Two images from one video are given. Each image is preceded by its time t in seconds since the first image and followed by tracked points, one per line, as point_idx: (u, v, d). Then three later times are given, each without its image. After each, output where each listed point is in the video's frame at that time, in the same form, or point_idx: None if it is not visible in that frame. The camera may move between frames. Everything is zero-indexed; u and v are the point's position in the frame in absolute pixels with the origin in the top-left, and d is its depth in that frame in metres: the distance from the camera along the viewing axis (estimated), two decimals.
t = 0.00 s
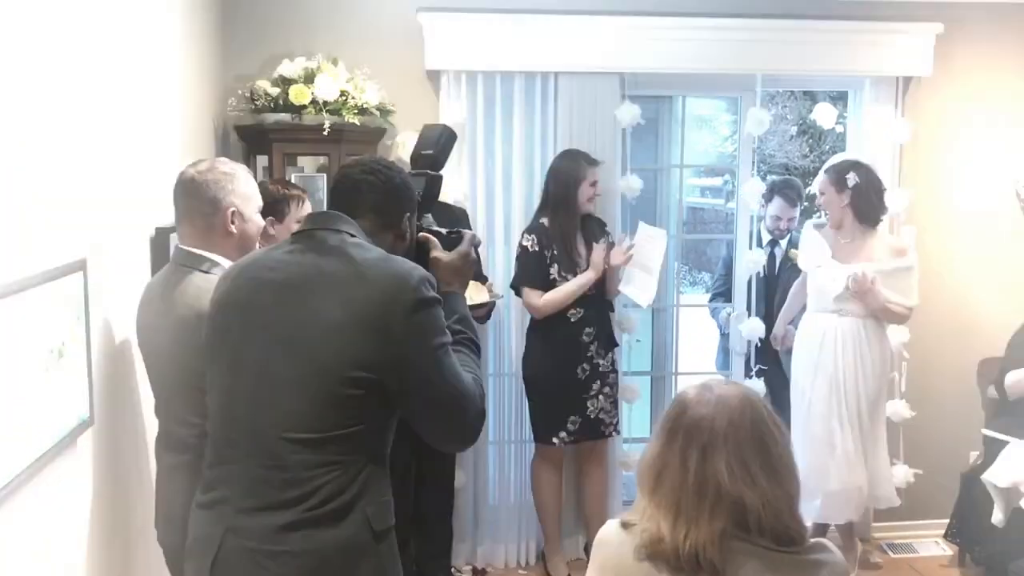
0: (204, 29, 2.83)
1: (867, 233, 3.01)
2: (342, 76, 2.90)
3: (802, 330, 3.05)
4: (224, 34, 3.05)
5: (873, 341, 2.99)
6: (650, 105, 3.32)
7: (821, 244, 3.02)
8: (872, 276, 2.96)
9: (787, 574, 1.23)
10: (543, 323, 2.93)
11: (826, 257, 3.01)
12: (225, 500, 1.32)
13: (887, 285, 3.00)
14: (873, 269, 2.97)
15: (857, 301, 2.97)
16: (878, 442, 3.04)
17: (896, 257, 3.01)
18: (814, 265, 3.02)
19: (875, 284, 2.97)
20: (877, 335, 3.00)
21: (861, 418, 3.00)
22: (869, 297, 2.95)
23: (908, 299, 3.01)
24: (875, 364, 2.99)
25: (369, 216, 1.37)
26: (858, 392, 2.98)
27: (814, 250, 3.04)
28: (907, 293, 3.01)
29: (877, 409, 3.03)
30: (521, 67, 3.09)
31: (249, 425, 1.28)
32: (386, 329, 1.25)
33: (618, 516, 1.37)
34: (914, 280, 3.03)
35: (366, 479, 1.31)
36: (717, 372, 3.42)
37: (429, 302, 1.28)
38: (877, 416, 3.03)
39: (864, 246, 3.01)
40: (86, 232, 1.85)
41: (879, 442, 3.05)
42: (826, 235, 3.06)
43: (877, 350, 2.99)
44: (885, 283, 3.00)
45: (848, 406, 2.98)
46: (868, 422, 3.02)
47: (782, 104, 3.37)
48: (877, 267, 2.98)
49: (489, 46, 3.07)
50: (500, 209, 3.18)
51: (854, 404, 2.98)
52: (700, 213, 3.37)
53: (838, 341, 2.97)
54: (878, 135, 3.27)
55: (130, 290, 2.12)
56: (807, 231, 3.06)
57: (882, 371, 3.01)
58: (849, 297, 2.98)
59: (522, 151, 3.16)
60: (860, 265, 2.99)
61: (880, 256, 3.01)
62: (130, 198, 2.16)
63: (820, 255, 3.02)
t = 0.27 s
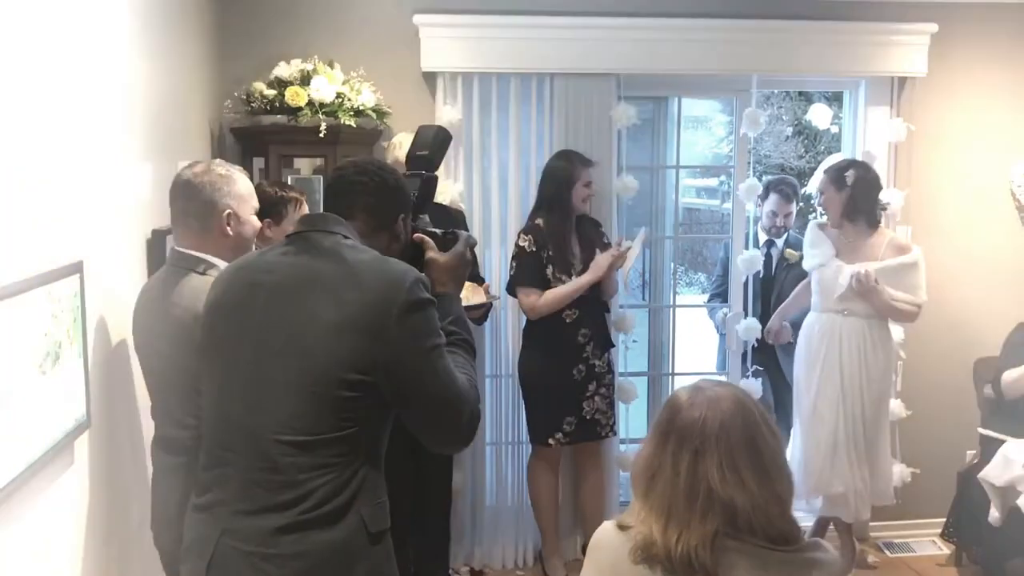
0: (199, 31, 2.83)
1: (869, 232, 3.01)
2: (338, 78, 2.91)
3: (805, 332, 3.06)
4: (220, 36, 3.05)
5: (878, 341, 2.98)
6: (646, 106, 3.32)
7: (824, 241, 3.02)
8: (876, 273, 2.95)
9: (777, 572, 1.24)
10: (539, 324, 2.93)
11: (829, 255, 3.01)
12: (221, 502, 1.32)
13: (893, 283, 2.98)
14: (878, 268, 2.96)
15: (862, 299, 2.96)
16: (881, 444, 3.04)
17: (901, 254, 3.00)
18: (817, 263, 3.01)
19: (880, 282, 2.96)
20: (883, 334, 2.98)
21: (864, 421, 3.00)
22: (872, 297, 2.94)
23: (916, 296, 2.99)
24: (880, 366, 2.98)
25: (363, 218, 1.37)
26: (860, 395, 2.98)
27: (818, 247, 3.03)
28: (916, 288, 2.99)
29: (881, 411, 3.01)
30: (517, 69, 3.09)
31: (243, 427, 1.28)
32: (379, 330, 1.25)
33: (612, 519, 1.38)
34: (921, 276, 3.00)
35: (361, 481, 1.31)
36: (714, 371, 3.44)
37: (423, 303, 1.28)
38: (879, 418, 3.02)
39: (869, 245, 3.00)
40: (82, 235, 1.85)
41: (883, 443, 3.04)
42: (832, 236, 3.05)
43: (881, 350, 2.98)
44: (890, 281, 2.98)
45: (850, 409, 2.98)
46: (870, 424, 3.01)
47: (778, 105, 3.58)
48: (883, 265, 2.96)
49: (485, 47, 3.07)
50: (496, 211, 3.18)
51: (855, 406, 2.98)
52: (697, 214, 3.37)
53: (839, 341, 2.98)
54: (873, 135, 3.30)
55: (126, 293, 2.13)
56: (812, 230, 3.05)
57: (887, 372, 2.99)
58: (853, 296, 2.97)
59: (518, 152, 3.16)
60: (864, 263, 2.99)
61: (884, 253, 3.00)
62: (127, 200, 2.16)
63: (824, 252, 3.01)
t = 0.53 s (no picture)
0: (196, 33, 2.83)
1: (869, 232, 2.99)
2: (335, 80, 2.91)
3: (807, 330, 3.08)
4: (217, 37, 3.05)
5: (877, 340, 2.99)
6: (643, 107, 3.33)
7: (825, 241, 3.01)
8: (877, 273, 2.95)
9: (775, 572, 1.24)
10: (537, 326, 2.93)
11: (830, 255, 2.99)
12: (216, 505, 1.32)
13: (892, 283, 2.98)
14: (879, 267, 2.95)
15: (864, 299, 2.95)
16: (882, 449, 3.02)
17: (903, 253, 2.98)
18: (818, 262, 3.01)
19: (881, 282, 2.95)
20: (882, 333, 2.99)
21: (863, 423, 3.00)
22: (874, 298, 2.92)
23: (918, 294, 2.98)
24: (879, 367, 2.99)
25: (359, 219, 1.37)
26: (857, 397, 2.99)
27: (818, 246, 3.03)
28: (918, 287, 2.98)
29: (880, 415, 3.01)
30: (513, 70, 3.10)
31: (238, 430, 1.28)
32: (374, 333, 1.25)
33: (611, 520, 1.38)
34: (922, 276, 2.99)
35: (357, 484, 1.31)
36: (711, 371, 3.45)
37: (418, 306, 1.28)
38: (880, 421, 3.01)
39: (869, 245, 3.00)
40: (79, 237, 1.85)
41: (885, 447, 3.03)
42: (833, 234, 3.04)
43: (880, 350, 2.99)
44: (890, 281, 2.98)
45: (848, 411, 2.99)
46: (869, 426, 3.01)
47: (774, 106, 3.56)
48: (883, 265, 2.96)
49: (481, 49, 3.07)
50: (493, 212, 3.19)
51: (853, 409, 2.99)
52: (694, 215, 3.37)
53: (837, 343, 2.99)
54: (871, 135, 3.30)
55: (123, 295, 2.12)
56: (813, 229, 3.03)
57: (885, 373, 3.00)
58: (854, 295, 2.96)
59: (515, 153, 3.17)
60: (864, 263, 2.98)
61: (884, 252, 2.99)
62: (124, 202, 2.16)
63: (824, 252, 3.01)
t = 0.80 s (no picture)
0: (189, 37, 2.83)
1: (869, 232, 2.99)
2: (328, 83, 2.91)
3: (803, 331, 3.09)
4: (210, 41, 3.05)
5: (873, 341, 2.99)
6: (635, 109, 3.33)
7: (824, 242, 3.01)
8: (874, 275, 2.94)
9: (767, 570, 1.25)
10: (530, 328, 2.94)
11: (828, 256, 2.99)
12: (208, 510, 1.32)
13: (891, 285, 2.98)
14: (876, 268, 2.95)
15: (862, 302, 2.94)
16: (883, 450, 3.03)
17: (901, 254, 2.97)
18: (817, 262, 3.01)
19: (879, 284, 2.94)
20: (879, 334, 3.00)
21: (863, 425, 3.00)
22: (873, 300, 2.92)
23: (916, 296, 2.99)
24: (879, 368, 3.01)
25: (349, 223, 1.37)
26: (856, 398, 3.00)
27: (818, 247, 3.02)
28: (917, 289, 2.98)
29: (878, 415, 3.01)
30: (506, 73, 3.10)
31: (230, 434, 1.28)
32: (363, 337, 1.25)
33: (602, 522, 1.38)
34: (921, 278, 2.99)
35: (347, 487, 1.32)
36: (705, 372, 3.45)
37: (408, 309, 1.28)
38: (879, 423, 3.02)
39: (868, 246, 3.00)
40: (73, 242, 1.86)
41: (886, 449, 3.03)
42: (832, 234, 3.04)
43: (878, 352, 3.00)
44: (888, 282, 2.98)
45: (847, 412, 3.00)
46: (868, 428, 3.01)
47: (766, 108, 3.45)
48: (881, 267, 2.95)
49: (474, 52, 3.08)
50: (487, 215, 3.19)
51: (852, 410, 3.00)
52: (687, 217, 3.38)
53: (835, 344, 2.99)
54: (862, 135, 3.33)
55: (117, 300, 2.12)
56: (813, 229, 3.05)
57: (883, 374, 3.01)
58: (852, 297, 2.95)
59: (508, 156, 3.17)
60: (862, 264, 2.98)
61: (883, 253, 2.99)
62: (117, 207, 2.16)
63: (824, 252, 3.00)
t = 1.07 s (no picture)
0: (178, 41, 2.82)
1: (866, 234, 2.99)
2: (318, 87, 2.91)
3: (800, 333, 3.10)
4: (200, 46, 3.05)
5: (868, 342, 2.99)
6: (626, 112, 3.34)
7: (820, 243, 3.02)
8: (868, 277, 2.95)
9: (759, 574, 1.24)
10: (522, 331, 2.94)
11: (824, 257, 2.99)
12: (195, 517, 1.32)
13: (886, 288, 2.98)
14: (869, 270, 2.95)
15: (854, 303, 2.95)
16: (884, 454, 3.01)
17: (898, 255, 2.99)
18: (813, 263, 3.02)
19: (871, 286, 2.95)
20: (875, 337, 3.00)
21: (860, 428, 2.99)
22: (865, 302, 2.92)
23: (910, 298, 2.99)
24: (874, 370, 3.00)
25: (335, 227, 1.36)
26: (854, 402, 2.98)
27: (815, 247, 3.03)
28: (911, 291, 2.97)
29: (876, 419, 3.00)
30: (497, 77, 3.10)
31: (216, 441, 1.27)
32: (348, 342, 1.24)
33: (593, 526, 1.38)
34: (916, 281, 2.99)
35: (334, 494, 1.31)
36: (697, 374, 3.44)
37: (394, 313, 1.28)
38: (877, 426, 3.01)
39: (862, 248, 3.01)
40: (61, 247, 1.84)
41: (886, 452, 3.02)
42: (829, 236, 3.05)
43: (873, 354, 2.99)
44: (883, 286, 2.97)
45: (846, 416, 2.98)
46: (866, 431, 3.00)
47: (757, 110, 3.46)
48: (874, 269, 2.95)
49: (464, 56, 3.08)
50: (478, 218, 3.19)
51: (851, 414, 2.98)
52: (678, 220, 3.38)
53: (830, 347, 2.99)
54: (853, 137, 3.33)
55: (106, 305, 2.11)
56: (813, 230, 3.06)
57: (879, 376, 3.01)
58: (845, 299, 2.96)
59: (499, 159, 3.17)
60: (856, 265, 2.98)
61: (879, 255, 3.00)
62: (107, 212, 2.15)
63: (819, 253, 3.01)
